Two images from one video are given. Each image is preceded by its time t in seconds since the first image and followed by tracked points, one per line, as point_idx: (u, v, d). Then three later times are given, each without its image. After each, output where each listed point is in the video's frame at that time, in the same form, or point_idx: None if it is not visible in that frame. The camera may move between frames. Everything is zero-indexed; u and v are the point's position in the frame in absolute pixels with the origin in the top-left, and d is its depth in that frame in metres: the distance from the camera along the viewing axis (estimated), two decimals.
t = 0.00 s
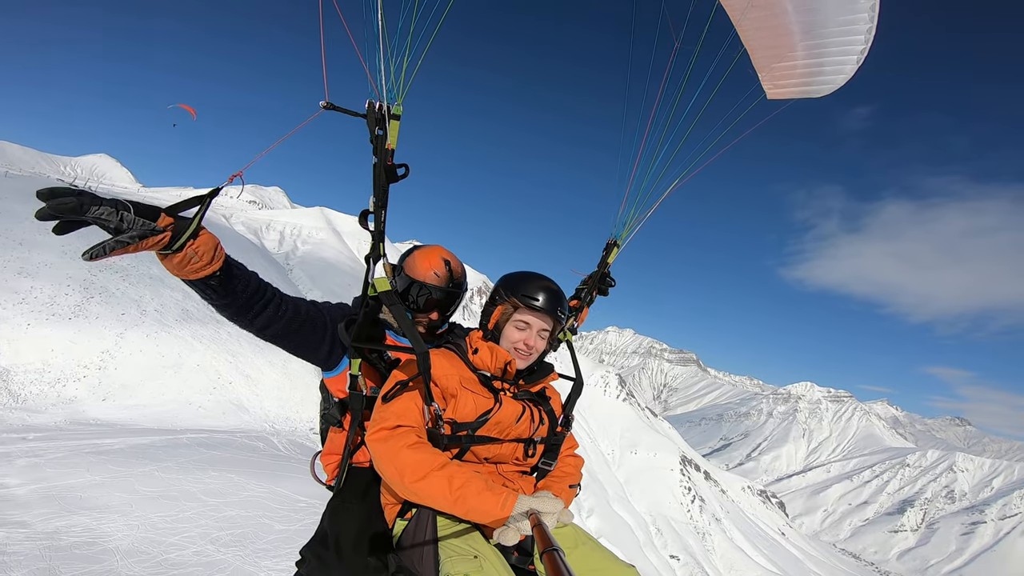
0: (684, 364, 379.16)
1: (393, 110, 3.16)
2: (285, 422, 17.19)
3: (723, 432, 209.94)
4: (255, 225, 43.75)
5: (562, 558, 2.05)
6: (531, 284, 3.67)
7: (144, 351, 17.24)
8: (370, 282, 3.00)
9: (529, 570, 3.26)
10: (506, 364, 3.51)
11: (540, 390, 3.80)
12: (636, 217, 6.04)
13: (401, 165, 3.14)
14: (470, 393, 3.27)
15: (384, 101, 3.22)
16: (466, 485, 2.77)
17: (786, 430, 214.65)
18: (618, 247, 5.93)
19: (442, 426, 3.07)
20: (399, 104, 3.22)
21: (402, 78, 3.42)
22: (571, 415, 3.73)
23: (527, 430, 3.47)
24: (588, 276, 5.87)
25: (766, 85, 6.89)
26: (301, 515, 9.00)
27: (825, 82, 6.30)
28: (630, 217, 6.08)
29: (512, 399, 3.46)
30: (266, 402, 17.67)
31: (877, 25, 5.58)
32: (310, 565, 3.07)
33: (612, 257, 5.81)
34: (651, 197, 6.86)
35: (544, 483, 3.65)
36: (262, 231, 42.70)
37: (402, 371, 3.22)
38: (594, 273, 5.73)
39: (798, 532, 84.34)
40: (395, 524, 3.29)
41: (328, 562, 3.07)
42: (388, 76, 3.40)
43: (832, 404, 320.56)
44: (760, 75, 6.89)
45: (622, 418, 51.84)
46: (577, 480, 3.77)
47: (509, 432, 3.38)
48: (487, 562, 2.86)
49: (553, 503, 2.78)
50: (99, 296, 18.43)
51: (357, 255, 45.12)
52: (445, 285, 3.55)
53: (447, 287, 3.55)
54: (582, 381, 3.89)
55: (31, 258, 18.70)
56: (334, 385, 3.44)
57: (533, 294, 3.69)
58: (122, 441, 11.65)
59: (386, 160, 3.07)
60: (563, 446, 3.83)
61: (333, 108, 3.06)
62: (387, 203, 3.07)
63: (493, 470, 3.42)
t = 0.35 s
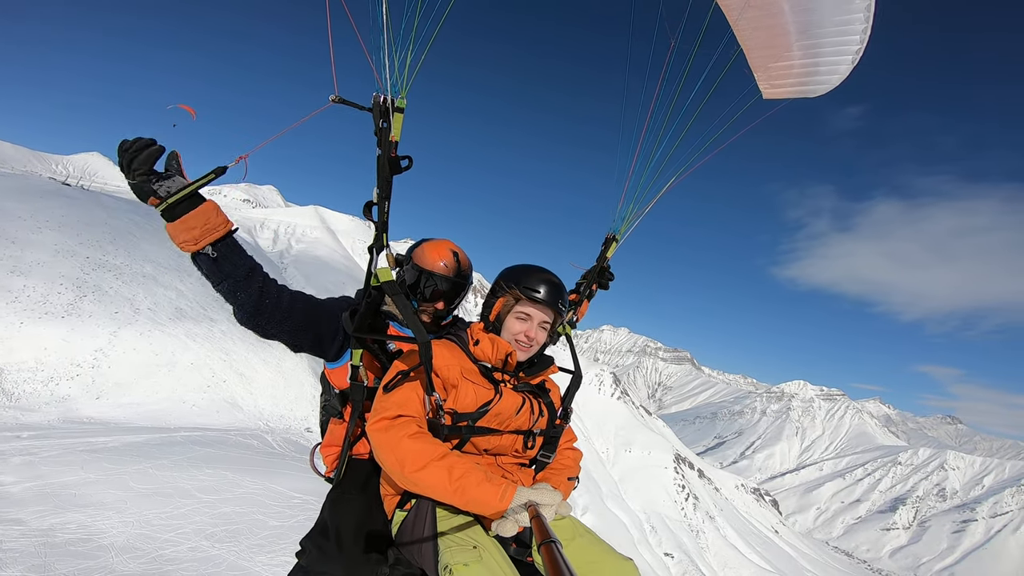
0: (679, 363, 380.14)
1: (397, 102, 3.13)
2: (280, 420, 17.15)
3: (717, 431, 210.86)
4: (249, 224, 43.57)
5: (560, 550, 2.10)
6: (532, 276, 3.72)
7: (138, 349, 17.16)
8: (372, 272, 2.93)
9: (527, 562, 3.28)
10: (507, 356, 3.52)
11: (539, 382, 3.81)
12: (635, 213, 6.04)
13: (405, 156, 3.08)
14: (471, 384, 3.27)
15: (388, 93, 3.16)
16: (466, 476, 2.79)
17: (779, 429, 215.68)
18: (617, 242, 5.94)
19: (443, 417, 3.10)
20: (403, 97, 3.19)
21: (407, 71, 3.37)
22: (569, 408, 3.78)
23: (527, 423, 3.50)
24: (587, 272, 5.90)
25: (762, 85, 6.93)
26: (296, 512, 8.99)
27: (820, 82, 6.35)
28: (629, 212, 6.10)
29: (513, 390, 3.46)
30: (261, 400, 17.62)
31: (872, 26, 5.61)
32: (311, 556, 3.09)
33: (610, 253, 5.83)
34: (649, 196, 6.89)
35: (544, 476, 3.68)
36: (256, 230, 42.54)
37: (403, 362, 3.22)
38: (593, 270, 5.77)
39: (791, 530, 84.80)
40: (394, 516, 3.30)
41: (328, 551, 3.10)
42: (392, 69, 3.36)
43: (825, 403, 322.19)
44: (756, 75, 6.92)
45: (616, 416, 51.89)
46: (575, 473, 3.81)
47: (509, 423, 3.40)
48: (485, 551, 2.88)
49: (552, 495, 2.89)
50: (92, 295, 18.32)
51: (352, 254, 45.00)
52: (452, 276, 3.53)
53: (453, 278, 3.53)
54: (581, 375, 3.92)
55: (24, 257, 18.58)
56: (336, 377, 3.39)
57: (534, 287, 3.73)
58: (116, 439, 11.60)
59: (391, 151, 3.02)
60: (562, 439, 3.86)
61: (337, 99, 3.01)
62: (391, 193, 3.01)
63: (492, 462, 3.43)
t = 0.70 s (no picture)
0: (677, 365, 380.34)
1: (387, 99, 3.11)
2: (277, 421, 17.11)
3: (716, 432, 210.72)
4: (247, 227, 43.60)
5: (551, 546, 2.08)
6: (521, 271, 3.69)
7: (136, 352, 17.12)
8: (361, 269, 2.95)
9: (518, 557, 3.26)
10: (496, 350, 3.52)
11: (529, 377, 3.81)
12: (625, 210, 6.09)
13: (395, 154, 3.08)
14: (459, 379, 3.31)
15: (379, 90, 3.16)
16: (455, 472, 2.79)
17: (777, 429, 215.77)
18: (608, 239, 5.97)
19: (431, 413, 3.11)
20: (394, 95, 3.18)
21: (398, 70, 3.38)
22: (559, 403, 3.76)
23: (516, 417, 3.50)
24: (578, 265, 5.93)
25: (761, 86, 7.00)
26: (295, 511, 8.98)
27: (819, 83, 6.40)
28: (620, 210, 6.14)
29: (502, 385, 3.48)
30: (259, 402, 17.60)
31: (870, 27, 5.61)
32: (299, 554, 3.05)
33: (601, 248, 5.86)
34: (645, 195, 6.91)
35: (534, 472, 3.67)
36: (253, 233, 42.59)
37: (391, 357, 3.22)
38: (585, 263, 5.80)
39: (790, 531, 84.79)
40: (385, 513, 3.27)
41: (317, 550, 3.07)
42: (381, 67, 3.35)
43: (823, 403, 322.49)
44: (754, 76, 6.98)
45: (614, 417, 51.91)
46: (565, 468, 3.80)
47: (499, 419, 3.42)
48: (476, 547, 2.85)
49: (541, 490, 2.83)
50: (90, 298, 18.30)
51: (350, 257, 45.04)
52: (441, 268, 3.58)
53: (442, 270, 3.58)
54: (571, 369, 3.91)
55: (22, 260, 18.55)
56: (323, 374, 3.44)
57: (523, 281, 3.71)
58: (115, 441, 11.57)
59: (379, 148, 3.02)
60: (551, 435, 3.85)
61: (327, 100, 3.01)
62: (380, 190, 3.01)
63: (482, 458, 3.44)
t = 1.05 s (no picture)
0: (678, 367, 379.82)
1: (379, 99, 3.15)
2: (279, 421, 17.11)
3: (717, 434, 210.26)
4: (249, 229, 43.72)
5: (544, 547, 2.09)
6: (510, 272, 3.72)
7: (138, 353, 17.16)
8: (353, 270, 2.96)
9: (511, 559, 3.30)
10: (487, 352, 3.53)
11: (520, 378, 3.82)
12: (618, 213, 6.13)
13: (387, 154, 3.09)
14: (451, 382, 3.32)
15: (371, 91, 3.19)
16: (448, 474, 2.78)
17: (779, 431, 215.38)
18: (600, 241, 5.99)
19: (424, 415, 3.14)
20: (385, 94, 3.21)
21: (389, 70, 3.40)
22: (550, 406, 3.78)
23: (508, 419, 3.53)
24: (570, 266, 5.95)
25: (766, 88, 7.01)
26: (295, 509, 9.00)
27: (822, 86, 6.42)
28: (613, 213, 6.17)
29: (493, 387, 3.50)
30: (261, 402, 17.61)
31: (875, 29, 5.63)
32: (291, 557, 3.13)
33: (594, 250, 5.87)
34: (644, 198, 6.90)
35: (526, 473, 3.67)
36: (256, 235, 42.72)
37: (384, 360, 3.23)
38: (576, 266, 5.81)
39: (791, 532, 84.66)
40: (375, 516, 3.27)
41: (311, 553, 3.12)
42: (373, 67, 3.37)
43: (825, 405, 321.86)
44: (758, 78, 7.00)
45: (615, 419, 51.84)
46: (557, 469, 3.83)
47: (490, 421, 3.45)
48: (471, 550, 2.88)
49: (535, 492, 2.80)
50: (94, 299, 18.35)
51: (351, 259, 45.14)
52: (434, 273, 3.61)
53: (435, 275, 3.61)
54: (562, 372, 3.93)
55: (25, 261, 18.62)
56: (312, 376, 3.46)
57: (512, 283, 3.73)
58: (117, 441, 11.59)
59: (372, 149, 3.04)
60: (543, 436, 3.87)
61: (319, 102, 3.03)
62: (372, 191, 3.04)
63: (474, 460, 3.45)
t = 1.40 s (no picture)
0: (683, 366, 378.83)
1: (368, 98, 3.14)
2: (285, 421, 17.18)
3: (723, 433, 209.58)
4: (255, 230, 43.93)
5: (535, 554, 2.11)
6: (512, 279, 3.77)
7: (147, 354, 17.28)
8: (343, 271, 2.94)
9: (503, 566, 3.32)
10: (486, 358, 3.55)
11: (518, 385, 3.86)
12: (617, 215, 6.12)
13: (377, 154, 3.10)
14: (449, 386, 3.32)
15: (361, 91, 3.20)
16: (441, 479, 2.83)
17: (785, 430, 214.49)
18: (598, 243, 5.99)
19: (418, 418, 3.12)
20: (375, 94, 3.21)
21: (378, 70, 3.43)
22: (544, 413, 3.84)
23: (505, 426, 3.54)
24: (568, 271, 5.95)
25: (769, 85, 6.97)
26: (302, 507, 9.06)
27: (827, 82, 6.38)
28: (612, 215, 6.16)
29: (491, 393, 3.51)
30: (268, 402, 17.68)
31: (880, 24, 5.62)
32: (282, 559, 3.12)
33: (592, 253, 5.88)
34: (644, 198, 6.89)
35: (520, 480, 3.73)
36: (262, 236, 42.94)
37: (378, 363, 3.24)
38: (574, 269, 5.82)
39: (798, 531, 84.34)
40: (367, 519, 3.32)
41: (301, 557, 3.11)
42: (363, 66, 3.39)
43: (832, 403, 320.21)
44: (762, 75, 6.96)
45: (620, 419, 51.86)
46: (552, 477, 3.86)
47: (486, 426, 3.44)
48: (463, 554, 2.91)
49: (528, 500, 2.92)
50: (102, 301, 18.50)
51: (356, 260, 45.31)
52: (427, 273, 3.65)
53: (429, 275, 3.65)
54: (559, 379, 3.96)
55: (35, 264, 18.80)
56: (308, 380, 3.47)
57: (514, 289, 3.78)
58: (127, 440, 11.69)
59: (362, 149, 3.04)
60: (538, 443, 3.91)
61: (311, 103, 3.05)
62: (362, 192, 3.05)
63: (469, 465, 3.46)
